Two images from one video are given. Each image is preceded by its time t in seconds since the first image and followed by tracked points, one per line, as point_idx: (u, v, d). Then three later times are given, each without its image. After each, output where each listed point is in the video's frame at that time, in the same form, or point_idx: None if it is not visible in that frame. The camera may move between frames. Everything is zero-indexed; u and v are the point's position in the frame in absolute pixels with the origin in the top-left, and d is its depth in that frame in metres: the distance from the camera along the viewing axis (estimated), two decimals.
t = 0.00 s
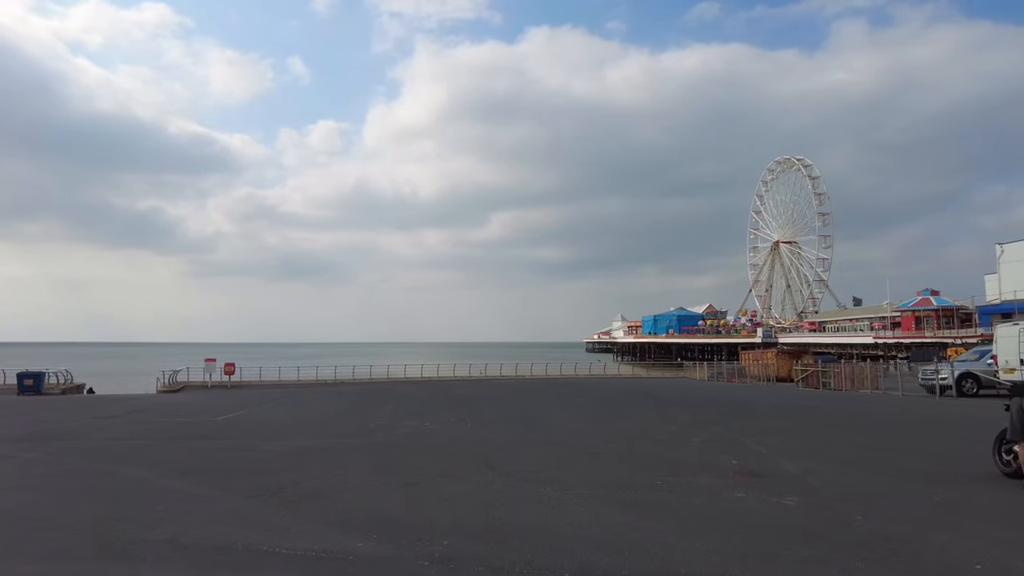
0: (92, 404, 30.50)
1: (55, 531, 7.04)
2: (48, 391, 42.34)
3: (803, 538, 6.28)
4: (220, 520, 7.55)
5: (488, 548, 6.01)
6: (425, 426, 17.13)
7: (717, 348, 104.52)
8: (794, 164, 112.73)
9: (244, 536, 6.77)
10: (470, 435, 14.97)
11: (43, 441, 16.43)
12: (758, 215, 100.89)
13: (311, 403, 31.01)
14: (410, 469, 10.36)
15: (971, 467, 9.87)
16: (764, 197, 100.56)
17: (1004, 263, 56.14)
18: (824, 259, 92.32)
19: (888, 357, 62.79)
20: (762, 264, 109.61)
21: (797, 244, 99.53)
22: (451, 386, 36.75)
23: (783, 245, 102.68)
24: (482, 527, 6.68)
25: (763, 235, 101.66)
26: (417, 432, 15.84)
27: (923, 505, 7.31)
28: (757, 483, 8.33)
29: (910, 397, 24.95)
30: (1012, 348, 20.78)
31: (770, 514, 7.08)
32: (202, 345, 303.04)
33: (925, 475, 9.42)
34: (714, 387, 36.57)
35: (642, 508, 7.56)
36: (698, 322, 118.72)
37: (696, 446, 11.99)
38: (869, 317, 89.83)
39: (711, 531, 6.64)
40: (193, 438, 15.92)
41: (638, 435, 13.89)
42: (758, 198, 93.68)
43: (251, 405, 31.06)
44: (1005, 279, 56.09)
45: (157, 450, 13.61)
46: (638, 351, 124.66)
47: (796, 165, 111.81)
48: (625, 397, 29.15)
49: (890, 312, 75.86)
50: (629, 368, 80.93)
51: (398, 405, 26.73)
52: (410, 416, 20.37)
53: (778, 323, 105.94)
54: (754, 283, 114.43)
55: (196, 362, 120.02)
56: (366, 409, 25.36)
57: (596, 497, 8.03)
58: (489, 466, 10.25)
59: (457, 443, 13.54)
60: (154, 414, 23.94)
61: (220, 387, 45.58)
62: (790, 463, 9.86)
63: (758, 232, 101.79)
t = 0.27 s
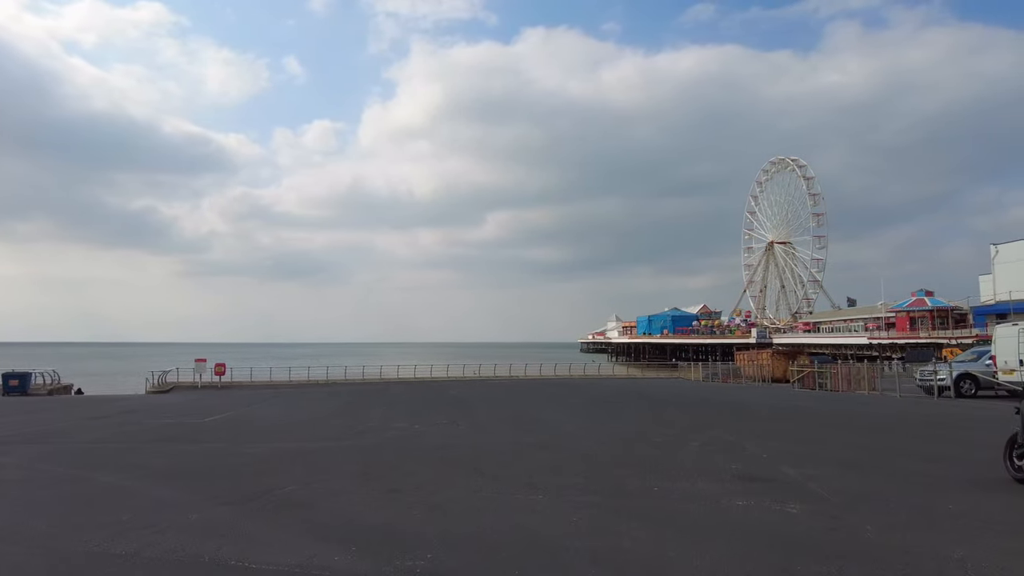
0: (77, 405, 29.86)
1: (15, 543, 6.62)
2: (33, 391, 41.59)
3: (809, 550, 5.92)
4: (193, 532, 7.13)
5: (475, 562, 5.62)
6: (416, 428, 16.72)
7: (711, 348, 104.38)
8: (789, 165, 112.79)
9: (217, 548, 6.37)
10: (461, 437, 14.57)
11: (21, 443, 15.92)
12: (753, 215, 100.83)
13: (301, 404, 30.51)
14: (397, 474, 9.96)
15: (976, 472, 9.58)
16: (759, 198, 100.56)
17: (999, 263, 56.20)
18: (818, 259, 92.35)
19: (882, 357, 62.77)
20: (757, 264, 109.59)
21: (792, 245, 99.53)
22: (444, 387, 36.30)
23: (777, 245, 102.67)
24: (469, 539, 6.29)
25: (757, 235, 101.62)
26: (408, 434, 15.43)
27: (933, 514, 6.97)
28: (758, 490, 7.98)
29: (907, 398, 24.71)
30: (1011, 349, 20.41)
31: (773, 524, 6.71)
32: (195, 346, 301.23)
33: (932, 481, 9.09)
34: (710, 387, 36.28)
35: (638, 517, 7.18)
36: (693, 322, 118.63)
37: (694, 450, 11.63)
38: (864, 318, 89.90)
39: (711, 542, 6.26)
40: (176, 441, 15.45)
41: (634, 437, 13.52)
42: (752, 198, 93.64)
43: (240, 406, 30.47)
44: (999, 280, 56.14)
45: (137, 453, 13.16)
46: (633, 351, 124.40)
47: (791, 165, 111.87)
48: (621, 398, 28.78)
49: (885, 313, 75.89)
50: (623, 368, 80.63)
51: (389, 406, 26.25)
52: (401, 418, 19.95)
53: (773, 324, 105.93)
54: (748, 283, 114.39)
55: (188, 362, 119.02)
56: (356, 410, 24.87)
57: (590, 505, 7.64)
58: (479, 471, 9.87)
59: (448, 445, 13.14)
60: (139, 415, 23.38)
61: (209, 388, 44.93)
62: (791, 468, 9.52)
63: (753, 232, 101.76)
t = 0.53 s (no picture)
0: (54, 406, 29.01)
1: None
2: (12, 392, 40.57)
3: (816, 559, 5.52)
4: (155, 542, 6.63)
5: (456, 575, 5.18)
6: (402, 429, 16.22)
7: (702, 348, 104.38)
8: (779, 165, 113.05)
9: (178, 560, 5.90)
10: (448, 438, 14.10)
11: None
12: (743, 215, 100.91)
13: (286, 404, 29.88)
14: (378, 478, 9.50)
15: (980, 476, 9.26)
16: (750, 198, 100.74)
17: (988, 263, 56.47)
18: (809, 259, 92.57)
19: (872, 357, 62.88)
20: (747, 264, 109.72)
21: (782, 245, 99.71)
22: (433, 387, 35.76)
23: (768, 245, 102.84)
24: (451, 551, 5.84)
25: (748, 234, 101.74)
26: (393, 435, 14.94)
27: (944, 522, 6.59)
28: (759, 494, 7.59)
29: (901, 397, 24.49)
30: (1007, 347, 20.23)
31: (775, 531, 6.33)
32: (182, 346, 298.07)
33: (936, 484, 8.75)
34: (701, 387, 36.01)
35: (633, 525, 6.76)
36: (684, 322, 118.65)
37: (690, 452, 11.24)
38: (854, 318, 90.19)
39: (711, 551, 5.84)
40: (151, 443, 14.86)
41: (627, 439, 13.12)
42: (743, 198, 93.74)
43: (223, 407, 29.75)
44: (989, 279, 56.40)
45: (108, 456, 12.59)
46: (623, 351, 124.27)
47: (781, 165, 112.14)
48: (612, 397, 28.37)
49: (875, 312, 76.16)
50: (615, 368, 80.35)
51: (376, 406, 25.68)
52: (388, 418, 19.43)
53: (763, 323, 106.12)
54: (739, 283, 114.56)
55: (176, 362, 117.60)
56: (342, 410, 24.28)
57: (581, 511, 7.21)
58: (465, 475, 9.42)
59: (434, 447, 12.68)
60: (117, 416, 22.67)
61: (195, 388, 44.12)
62: (791, 471, 9.14)
63: (744, 232, 101.90)
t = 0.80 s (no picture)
0: (34, 408, 28.25)
1: None
2: None
3: None
4: (119, 562, 6.13)
5: None
6: (392, 433, 15.74)
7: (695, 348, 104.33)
8: (772, 165, 113.25)
9: None
10: (439, 443, 13.62)
11: None
12: (736, 215, 100.93)
13: (275, 406, 29.31)
14: (365, 488, 9.06)
15: (991, 486, 8.93)
16: (743, 198, 100.80)
17: (981, 263, 56.63)
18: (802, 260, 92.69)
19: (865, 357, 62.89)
20: (740, 264, 109.78)
21: (775, 245, 99.83)
22: (424, 387, 35.25)
23: (760, 245, 102.94)
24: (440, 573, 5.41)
25: (741, 234, 101.80)
26: (381, 440, 14.46)
27: (964, 539, 6.24)
28: (767, 506, 7.17)
29: (898, 399, 24.22)
30: (1007, 349, 19.98)
31: (787, 548, 5.94)
32: (172, 346, 295.53)
33: (948, 495, 8.38)
34: (696, 387, 35.72)
35: (635, 540, 6.36)
36: (677, 322, 118.59)
37: (689, 458, 10.83)
38: (846, 318, 90.37)
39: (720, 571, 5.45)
40: (130, 448, 14.30)
41: (623, 443, 12.71)
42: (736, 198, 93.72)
43: (209, 409, 29.11)
44: (982, 280, 56.55)
45: (83, 463, 12.04)
46: (616, 351, 124.09)
47: (774, 165, 112.30)
48: (606, 399, 27.98)
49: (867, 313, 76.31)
50: (608, 368, 80.07)
51: (366, 408, 25.16)
52: (378, 421, 18.93)
53: (756, 324, 106.23)
54: (731, 283, 114.64)
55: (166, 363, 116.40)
56: (331, 412, 23.76)
57: (580, 525, 6.81)
58: (456, 483, 8.99)
59: (423, 453, 12.21)
60: (98, 419, 22.02)
61: (182, 389, 43.37)
62: (797, 479, 8.75)
63: (737, 232, 101.92)
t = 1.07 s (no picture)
0: (21, 407, 27.63)
1: None
2: None
3: None
4: (86, 569, 5.65)
5: None
6: (386, 433, 15.27)
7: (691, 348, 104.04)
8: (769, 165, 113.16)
9: None
10: (435, 443, 13.15)
11: None
12: (733, 215, 100.72)
13: (267, 406, 28.72)
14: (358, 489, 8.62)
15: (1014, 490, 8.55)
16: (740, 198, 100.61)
17: (980, 263, 56.48)
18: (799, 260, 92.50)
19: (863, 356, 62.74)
20: (737, 263, 109.61)
21: (772, 245, 99.66)
22: (420, 387, 34.77)
23: (757, 245, 102.79)
24: None
25: (738, 234, 101.60)
26: (375, 440, 14.01)
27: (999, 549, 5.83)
28: (787, 511, 6.74)
29: (901, 398, 23.90)
30: (1013, 347, 19.67)
31: (812, 556, 5.53)
32: (166, 345, 293.85)
33: (970, 500, 7.99)
34: (696, 387, 35.35)
35: (646, 547, 5.93)
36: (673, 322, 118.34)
37: (697, 458, 10.43)
38: (843, 318, 90.30)
39: None
40: (113, 449, 13.75)
41: (626, 444, 12.30)
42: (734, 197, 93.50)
43: (200, 408, 28.54)
44: (980, 280, 56.41)
45: (65, 464, 11.53)
46: (613, 351, 123.73)
47: (771, 165, 112.16)
48: (605, 398, 27.58)
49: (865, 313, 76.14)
50: (604, 368, 79.71)
51: (361, 408, 24.66)
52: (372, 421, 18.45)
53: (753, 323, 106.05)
54: (728, 283, 114.44)
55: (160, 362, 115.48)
56: (325, 412, 23.25)
57: (587, 530, 6.38)
58: (453, 485, 8.56)
59: (420, 453, 11.77)
60: (85, 418, 21.45)
61: (174, 388, 42.74)
62: (811, 479, 8.33)
63: (734, 231, 101.70)
